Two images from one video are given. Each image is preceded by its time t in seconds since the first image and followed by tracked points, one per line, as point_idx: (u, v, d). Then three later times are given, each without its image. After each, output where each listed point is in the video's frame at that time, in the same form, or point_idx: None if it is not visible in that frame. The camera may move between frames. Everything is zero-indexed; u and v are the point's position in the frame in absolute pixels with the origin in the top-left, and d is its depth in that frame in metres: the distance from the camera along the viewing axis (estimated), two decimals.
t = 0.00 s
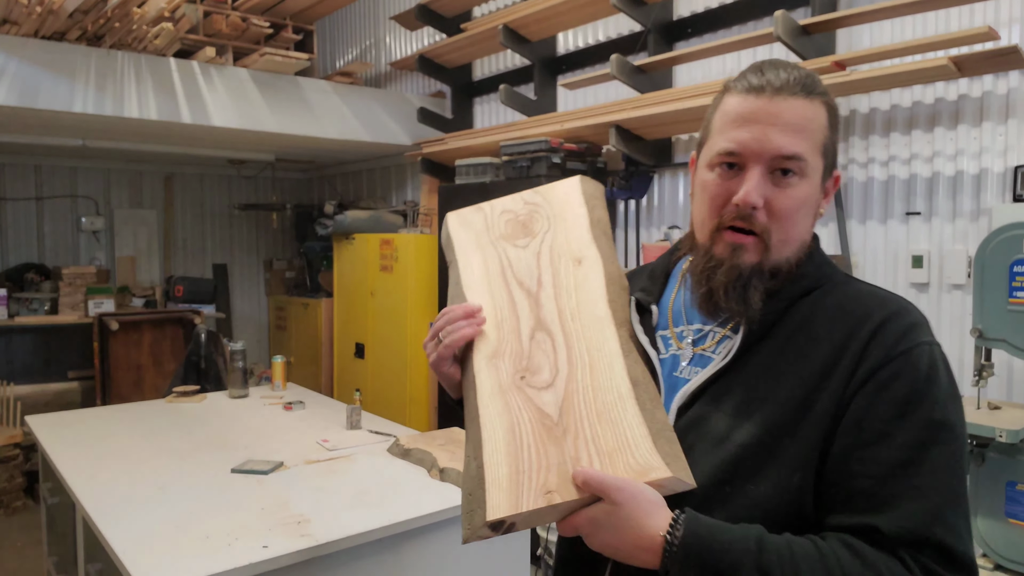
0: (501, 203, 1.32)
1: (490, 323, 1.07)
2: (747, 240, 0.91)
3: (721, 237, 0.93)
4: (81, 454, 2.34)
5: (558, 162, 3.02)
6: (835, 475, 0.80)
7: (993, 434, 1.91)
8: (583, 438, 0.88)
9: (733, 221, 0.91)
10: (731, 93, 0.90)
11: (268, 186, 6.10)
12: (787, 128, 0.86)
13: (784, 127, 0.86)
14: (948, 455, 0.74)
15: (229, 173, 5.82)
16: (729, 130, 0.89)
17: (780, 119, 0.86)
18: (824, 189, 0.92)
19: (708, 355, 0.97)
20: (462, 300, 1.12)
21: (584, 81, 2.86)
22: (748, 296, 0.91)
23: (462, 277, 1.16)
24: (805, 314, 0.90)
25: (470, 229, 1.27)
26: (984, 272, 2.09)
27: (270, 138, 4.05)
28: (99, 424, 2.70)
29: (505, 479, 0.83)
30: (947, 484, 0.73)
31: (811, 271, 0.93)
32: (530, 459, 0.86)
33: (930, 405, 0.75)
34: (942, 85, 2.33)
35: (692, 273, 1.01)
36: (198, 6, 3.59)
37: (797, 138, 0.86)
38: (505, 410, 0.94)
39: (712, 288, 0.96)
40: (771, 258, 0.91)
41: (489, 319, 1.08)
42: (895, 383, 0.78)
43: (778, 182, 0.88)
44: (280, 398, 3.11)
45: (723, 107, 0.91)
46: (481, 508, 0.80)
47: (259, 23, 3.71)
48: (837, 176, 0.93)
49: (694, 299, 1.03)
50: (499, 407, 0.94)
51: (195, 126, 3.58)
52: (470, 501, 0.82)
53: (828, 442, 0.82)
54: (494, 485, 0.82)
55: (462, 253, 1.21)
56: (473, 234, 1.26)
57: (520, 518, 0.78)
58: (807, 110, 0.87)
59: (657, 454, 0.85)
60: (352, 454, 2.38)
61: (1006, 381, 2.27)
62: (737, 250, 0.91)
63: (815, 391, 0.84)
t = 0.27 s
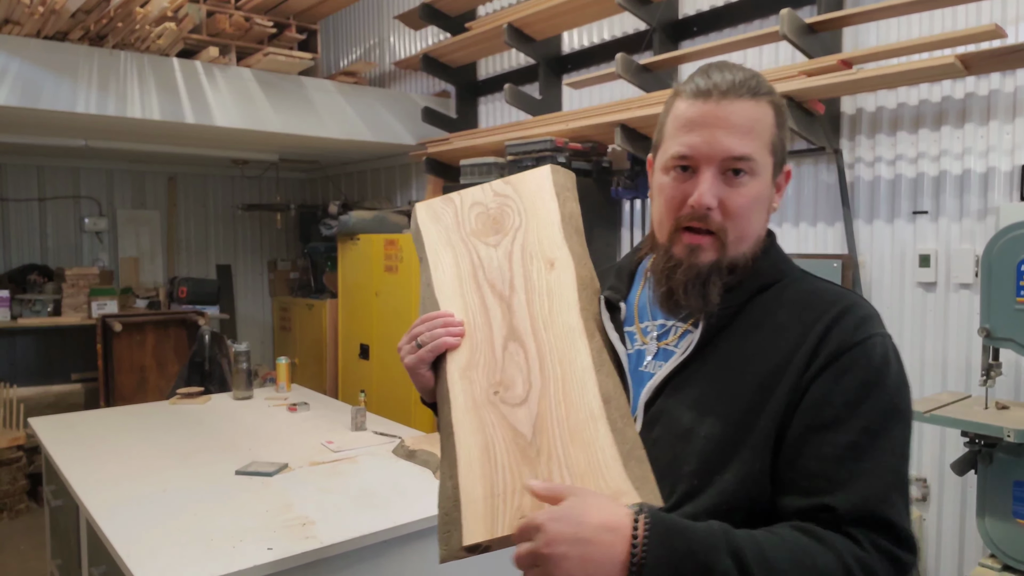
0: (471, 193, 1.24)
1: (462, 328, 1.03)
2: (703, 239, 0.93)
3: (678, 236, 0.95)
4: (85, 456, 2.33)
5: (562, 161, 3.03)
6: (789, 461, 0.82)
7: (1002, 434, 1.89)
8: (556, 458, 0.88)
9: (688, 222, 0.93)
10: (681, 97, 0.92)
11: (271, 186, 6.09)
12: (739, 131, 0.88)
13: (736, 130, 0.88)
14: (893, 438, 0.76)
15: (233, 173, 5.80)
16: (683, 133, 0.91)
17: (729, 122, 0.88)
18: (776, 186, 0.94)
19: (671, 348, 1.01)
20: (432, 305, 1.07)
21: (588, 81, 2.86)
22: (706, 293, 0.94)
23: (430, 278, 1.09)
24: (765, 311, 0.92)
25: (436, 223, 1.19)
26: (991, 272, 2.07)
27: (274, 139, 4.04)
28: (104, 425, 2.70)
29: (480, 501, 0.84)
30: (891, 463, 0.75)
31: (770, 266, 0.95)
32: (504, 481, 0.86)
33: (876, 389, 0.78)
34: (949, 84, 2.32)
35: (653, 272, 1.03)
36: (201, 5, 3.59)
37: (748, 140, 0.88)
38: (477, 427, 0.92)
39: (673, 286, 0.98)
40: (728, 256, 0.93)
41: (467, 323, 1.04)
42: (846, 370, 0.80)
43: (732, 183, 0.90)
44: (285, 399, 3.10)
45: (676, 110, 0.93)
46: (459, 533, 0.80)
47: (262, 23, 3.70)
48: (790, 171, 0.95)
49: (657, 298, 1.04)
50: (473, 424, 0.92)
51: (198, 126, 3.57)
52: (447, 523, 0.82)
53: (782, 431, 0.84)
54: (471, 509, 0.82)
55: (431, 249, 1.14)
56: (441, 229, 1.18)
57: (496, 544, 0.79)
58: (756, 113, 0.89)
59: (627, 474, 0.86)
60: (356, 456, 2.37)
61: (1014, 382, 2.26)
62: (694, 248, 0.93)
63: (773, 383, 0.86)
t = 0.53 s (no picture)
0: (460, 191, 1.21)
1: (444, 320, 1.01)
2: (679, 241, 0.95)
3: (655, 237, 0.97)
4: (86, 458, 2.34)
5: (563, 162, 3.01)
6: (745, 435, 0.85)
7: (1002, 435, 1.88)
8: (535, 452, 0.89)
9: (666, 223, 0.95)
10: (664, 106, 0.93)
11: (272, 188, 6.09)
12: (718, 143, 0.90)
13: (714, 141, 0.90)
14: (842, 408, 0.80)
15: (234, 174, 5.80)
16: (664, 141, 0.92)
17: (709, 133, 0.89)
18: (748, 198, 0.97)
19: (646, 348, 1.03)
20: (415, 297, 1.05)
21: (589, 82, 2.85)
22: (682, 292, 0.95)
23: (414, 270, 1.08)
24: (735, 307, 0.95)
25: (423, 216, 1.16)
26: (992, 272, 2.07)
27: (274, 140, 4.04)
28: (104, 427, 2.70)
29: (455, 487, 0.85)
30: (836, 425, 0.79)
31: (741, 268, 0.98)
32: (480, 469, 0.87)
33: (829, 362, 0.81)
34: (949, 85, 2.33)
35: (629, 270, 1.05)
36: (202, 7, 3.59)
37: (726, 151, 0.90)
38: (456, 416, 0.92)
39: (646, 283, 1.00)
40: (703, 260, 0.95)
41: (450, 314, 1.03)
42: (799, 346, 0.83)
43: (708, 191, 0.91)
44: (285, 401, 3.10)
45: (659, 118, 0.94)
46: (431, 516, 0.83)
47: (263, 24, 3.71)
48: (759, 187, 0.99)
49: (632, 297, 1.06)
50: (452, 413, 0.92)
51: (198, 127, 3.56)
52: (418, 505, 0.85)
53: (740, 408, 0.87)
54: (444, 493, 0.84)
55: (416, 242, 1.11)
56: (427, 222, 1.15)
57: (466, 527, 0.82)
58: (735, 127, 0.90)
59: (604, 472, 0.87)
60: (357, 457, 2.37)
61: (1015, 382, 2.26)
62: (670, 250, 0.95)
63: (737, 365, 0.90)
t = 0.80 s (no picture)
0: (448, 195, 1.23)
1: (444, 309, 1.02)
2: (680, 246, 0.96)
3: (656, 238, 0.98)
4: (83, 457, 2.34)
5: (561, 163, 3.01)
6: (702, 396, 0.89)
7: (1000, 437, 1.88)
8: (544, 439, 0.89)
9: (669, 226, 0.96)
10: (685, 118, 0.95)
11: (270, 188, 6.09)
12: (730, 159, 0.91)
13: (727, 157, 0.91)
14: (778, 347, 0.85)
15: (232, 174, 5.80)
16: (679, 150, 0.93)
17: (723, 148, 0.91)
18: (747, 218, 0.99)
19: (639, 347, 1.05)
20: (411, 288, 1.04)
21: (587, 82, 2.85)
22: (674, 293, 0.97)
23: (409, 263, 1.07)
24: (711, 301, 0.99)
25: (414, 214, 1.16)
26: (990, 274, 2.07)
27: (273, 140, 4.04)
28: (102, 427, 2.70)
29: (468, 472, 0.82)
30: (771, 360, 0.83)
31: (732, 273, 1.00)
32: (491, 455, 0.85)
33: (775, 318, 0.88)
34: (948, 86, 2.32)
35: (625, 267, 1.06)
36: (200, 7, 3.59)
37: (736, 168, 0.92)
38: (462, 405, 0.91)
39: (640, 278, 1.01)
40: (698, 266, 0.96)
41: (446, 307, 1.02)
42: (761, 318, 0.89)
43: (714, 202, 0.93)
44: (283, 401, 3.10)
45: (677, 127, 0.95)
46: (443, 500, 0.79)
47: (261, 24, 3.71)
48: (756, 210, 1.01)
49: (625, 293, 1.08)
50: (459, 402, 0.91)
51: (197, 127, 3.57)
52: (428, 491, 0.81)
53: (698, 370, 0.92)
54: (458, 476, 0.81)
55: (410, 239, 1.11)
56: (419, 222, 1.15)
57: (484, 512, 0.79)
58: (747, 148, 0.93)
59: (609, 462, 0.89)
60: (354, 457, 2.37)
61: (1012, 384, 2.26)
62: (671, 252, 0.96)
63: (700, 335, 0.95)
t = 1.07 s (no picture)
0: (458, 195, 1.23)
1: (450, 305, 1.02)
2: (680, 242, 0.96)
3: (657, 236, 0.97)
4: (82, 457, 2.34)
5: (560, 164, 3.01)
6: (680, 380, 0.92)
7: (998, 438, 1.88)
8: (547, 434, 0.91)
9: (670, 224, 0.96)
10: (684, 120, 0.98)
11: (269, 189, 6.09)
12: (729, 158, 0.94)
13: (727, 155, 0.94)
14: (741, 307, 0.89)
15: (231, 175, 5.80)
16: (678, 149, 0.96)
17: (721, 148, 0.94)
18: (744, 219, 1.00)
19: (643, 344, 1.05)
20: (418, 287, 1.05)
21: (587, 83, 2.85)
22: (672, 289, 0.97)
23: (417, 263, 1.08)
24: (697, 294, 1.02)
25: (423, 214, 1.16)
26: (988, 275, 2.07)
27: (272, 140, 4.04)
28: (101, 427, 2.70)
29: (471, 468, 0.85)
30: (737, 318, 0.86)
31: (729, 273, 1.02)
32: (494, 452, 0.88)
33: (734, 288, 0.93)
34: (947, 87, 2.32)
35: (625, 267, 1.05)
36: (200, 7, 3.59)
37: (735, 167, 0.95)
38: (468, 403, 0.92)
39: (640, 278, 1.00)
40: (697, 265, 0.97)
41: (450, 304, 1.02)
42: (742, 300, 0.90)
43: (713, 201, 0.95)
44: (282, 401, 3.10)
45: (676, 130, 0.99)
46: (447, 493, 0.83)
47: (261, 24, 3.70)
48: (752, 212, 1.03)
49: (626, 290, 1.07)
50: (464, 399, 0.93)
51: (196, 127, 3.57)
52: (433, 486, 0.85)
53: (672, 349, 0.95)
54: (462, 473, 0.84)
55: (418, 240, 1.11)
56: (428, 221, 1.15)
57: (486, 505, 0.82)
58: (743, 148, 0.96)
59: (613, 457, 0.91)
60: (353, 457, 2.37)
61: (1011, 385, 2.26)
62: (672, 249, 0.96)
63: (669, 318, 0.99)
